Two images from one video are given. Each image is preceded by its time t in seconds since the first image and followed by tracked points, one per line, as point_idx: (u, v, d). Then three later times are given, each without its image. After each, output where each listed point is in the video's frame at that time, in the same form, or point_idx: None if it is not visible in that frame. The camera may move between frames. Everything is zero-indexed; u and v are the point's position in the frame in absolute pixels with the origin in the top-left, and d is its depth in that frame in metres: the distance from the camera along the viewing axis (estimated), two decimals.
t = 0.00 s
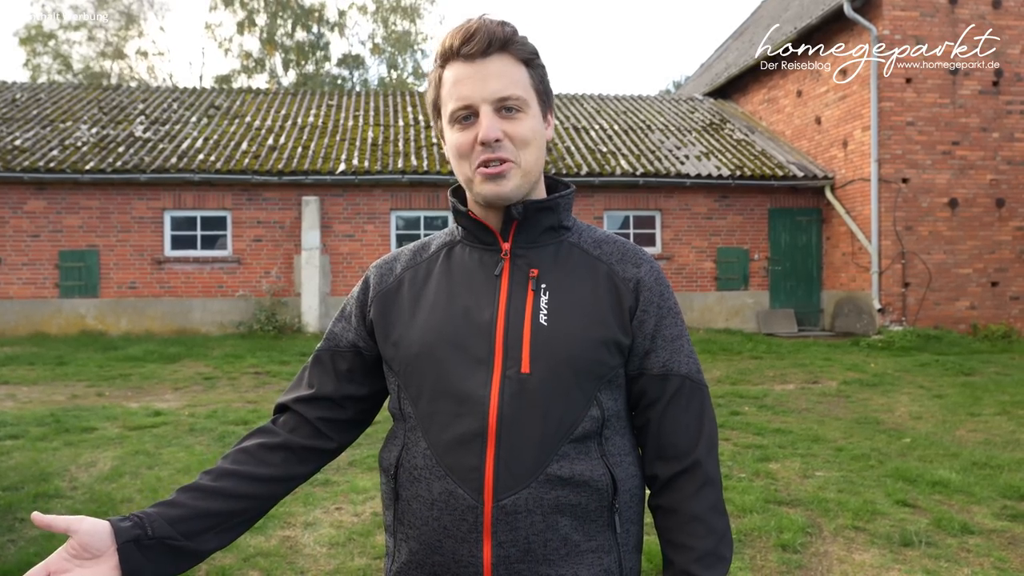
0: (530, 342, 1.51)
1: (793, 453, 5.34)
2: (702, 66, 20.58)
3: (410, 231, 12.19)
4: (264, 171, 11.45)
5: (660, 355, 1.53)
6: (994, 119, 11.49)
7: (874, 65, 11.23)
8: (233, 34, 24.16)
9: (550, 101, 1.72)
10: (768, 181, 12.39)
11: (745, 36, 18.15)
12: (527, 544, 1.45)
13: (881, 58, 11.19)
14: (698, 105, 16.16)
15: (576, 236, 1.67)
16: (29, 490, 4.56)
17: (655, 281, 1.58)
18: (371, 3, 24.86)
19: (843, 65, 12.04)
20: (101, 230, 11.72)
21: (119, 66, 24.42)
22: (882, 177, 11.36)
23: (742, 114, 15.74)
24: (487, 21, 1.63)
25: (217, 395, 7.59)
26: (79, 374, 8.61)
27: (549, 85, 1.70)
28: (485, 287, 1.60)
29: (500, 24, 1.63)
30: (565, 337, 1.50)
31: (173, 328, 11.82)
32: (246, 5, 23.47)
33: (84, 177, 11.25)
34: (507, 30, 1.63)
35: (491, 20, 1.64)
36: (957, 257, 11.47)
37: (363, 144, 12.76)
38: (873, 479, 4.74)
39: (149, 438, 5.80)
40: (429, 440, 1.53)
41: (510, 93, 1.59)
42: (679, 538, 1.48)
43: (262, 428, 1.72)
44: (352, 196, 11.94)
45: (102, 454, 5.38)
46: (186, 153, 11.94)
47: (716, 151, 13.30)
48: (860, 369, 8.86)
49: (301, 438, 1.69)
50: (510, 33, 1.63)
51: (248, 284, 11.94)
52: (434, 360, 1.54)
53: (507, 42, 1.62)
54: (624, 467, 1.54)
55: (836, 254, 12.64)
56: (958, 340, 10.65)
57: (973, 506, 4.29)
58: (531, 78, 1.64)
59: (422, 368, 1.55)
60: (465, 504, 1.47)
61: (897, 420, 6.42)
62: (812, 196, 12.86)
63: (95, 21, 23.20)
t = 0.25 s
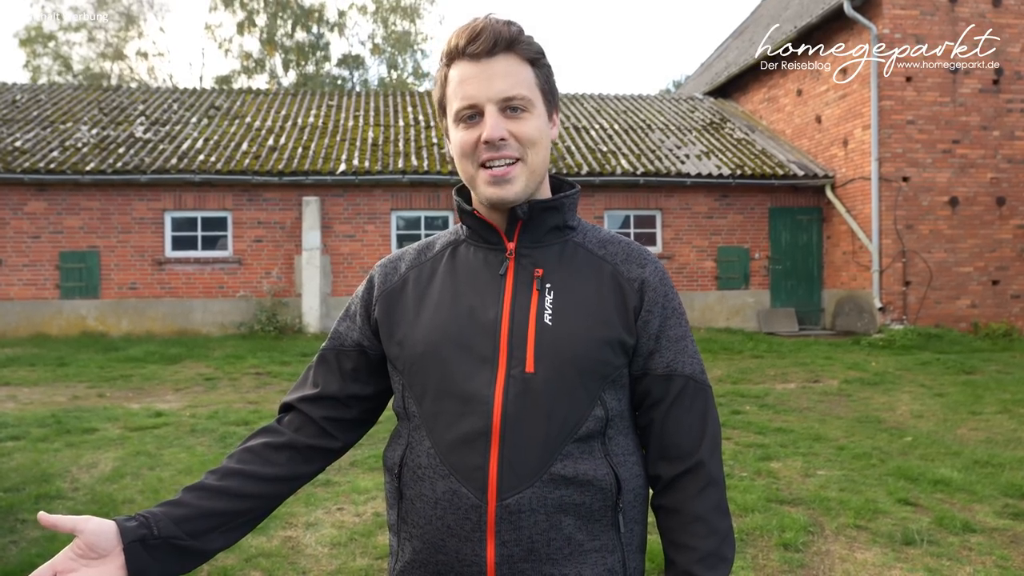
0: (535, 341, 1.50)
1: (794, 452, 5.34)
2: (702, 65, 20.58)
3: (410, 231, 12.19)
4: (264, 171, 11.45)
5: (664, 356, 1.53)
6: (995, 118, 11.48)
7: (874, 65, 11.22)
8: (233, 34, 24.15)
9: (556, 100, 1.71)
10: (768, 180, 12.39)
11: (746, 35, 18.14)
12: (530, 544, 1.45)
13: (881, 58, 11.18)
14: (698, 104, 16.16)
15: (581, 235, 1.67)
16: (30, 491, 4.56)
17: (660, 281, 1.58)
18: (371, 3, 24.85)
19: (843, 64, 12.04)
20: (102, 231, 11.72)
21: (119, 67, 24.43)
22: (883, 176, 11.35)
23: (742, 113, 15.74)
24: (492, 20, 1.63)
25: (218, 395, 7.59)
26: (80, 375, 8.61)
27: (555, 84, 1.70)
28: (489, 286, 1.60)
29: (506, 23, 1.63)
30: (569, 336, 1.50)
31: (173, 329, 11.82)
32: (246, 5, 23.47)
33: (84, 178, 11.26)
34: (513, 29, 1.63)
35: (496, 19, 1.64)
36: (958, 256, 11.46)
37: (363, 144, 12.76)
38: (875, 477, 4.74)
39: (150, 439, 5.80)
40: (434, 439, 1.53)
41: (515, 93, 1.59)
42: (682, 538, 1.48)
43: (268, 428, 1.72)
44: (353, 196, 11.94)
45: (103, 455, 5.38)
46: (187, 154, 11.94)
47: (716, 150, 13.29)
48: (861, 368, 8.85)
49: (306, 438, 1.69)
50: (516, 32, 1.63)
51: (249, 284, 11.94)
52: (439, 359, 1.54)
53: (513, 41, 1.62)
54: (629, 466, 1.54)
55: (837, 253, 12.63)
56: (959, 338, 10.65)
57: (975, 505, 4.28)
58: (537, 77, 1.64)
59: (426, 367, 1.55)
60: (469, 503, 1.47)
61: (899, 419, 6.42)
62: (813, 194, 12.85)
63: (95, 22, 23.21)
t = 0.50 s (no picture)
0: (539, 341, 1.50)
1: (796, 451, 5.33)
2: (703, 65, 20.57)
3: (411, 231, 12.20)
4: (265, 172, 11.45)
5: (668, 355, 1.53)
6: (996, 116, 11.47)
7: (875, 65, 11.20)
8: (234, 35, 24.16)
9: (564, 99, 1.71)
10: (769, 179, 12.38)
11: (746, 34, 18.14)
12: (534, 544, 1.45)
13: (881, 58, 11.16)
14: (699, 104, 16.16)
15: (584, 236, 1.67)
16: (32, 492, 4.57)
17: (664, 281, 1.58)
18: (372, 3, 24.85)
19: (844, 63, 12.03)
20: (103, 232, 11.73)
21: (120, 68, 24.46)
22: (884, 175, 11.34)
23: (743, 113, 15.73)
24: (503, 16, 1.64)
25: (220, 396, 7.59)
26: (81, 376, 8.62)
27: (564, 84, 1.70)
28: (493, 285, 1.59)
29: (517, 19, 1.64)
30: (574, 336, 1.49)
31: (175, 329, 11.83)
32: (247, 6, 23.47)
33: (85, 178, 11.26)
34: (523, 27, 1.64)
35: (507, 16, 1.65)
36: (960, 255, 11.45)
37: (364, 144, 12.76)
38: (877, 477, 4.73)
39: (151, 440, 5.80)
40: (438, 439, 1.52)
41: (522, 86, 1.59)
42: (685, 538, 1.48)
43: (272, 428, 1.72)
44: (354, 196, 11.94)
45: (104, 455, 5.38)
46: (188, 155, 11.94)
47: (717, 150, 13.29)
48: (863, 367, 8.84)
49: (311, 438, 1.69)
50: (526, 30, 1.64)
51: (250, 285, 11.94)
52: (443, 359, 1.54)
53: (523, 37, 1.62)
54: (633, 467, 1.53)
55: (838, 252, 12.61)
56: (961, 338, 10.63)
57: (977, 504, 4.27)
58: (545, 75, 1.64)
59: (430, 367, 1.55)
60: (472, 503, 1.47)
61: (901, 418, 6.41)
62: (814, 194, 12.83)
63: (96, 23, 23.22)
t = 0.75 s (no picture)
0: (542, 341, 1.50)
1: (798, 451, 5.33)
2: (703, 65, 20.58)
3: (412, 231, 12.19)
4: (266, 172, 11.46)
5: (671, 355, 1.53)
6: (998, 115, 11.45)
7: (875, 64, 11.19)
8: (234, 35, 24.17)
9: (566, 108, 1.71)
10: (770, 179, 12.38)
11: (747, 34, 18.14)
12: (538, 542, 1.44)
13: (881, 58, 11.15)
14: (700, 103, 16.15)
15: (587, 236, 1.66)
16: (34, 492, 4.57)
17: (667, 281, 1.57)
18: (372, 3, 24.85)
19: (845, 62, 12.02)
20: (104, 232, 11.73)
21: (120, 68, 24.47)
22: (885, 174, 11.32)
23: (744, 112, 15.72)
24: (506, 26, 1.62)
25: (221, 396, 7.59)
26: (82, 376, 8.62)
27: (566, 92, 1.69)
28: (496, 285, 1.59)
29: (519, 29, 1.62)
30: (576, 335, 1.49)
31: (176, 329, 11.83)
32: (247, 6, 23.48)
33: (86, 179, 11.27)
34: (526, 37, 1.62)
35: (510, 25, 1.63)
36: (961, 254, 11.43)
37: (365, 144, 12.76)
38: (879, 477, 4.72)
39: (152, 440, 5.80)
40: (441, 438, 1.52)
41: (524, 100, 1.58)
42: (689, 537, 1.47)
43: (277, 429, 1.72)
44: (354, 196, 11.94)
45: (106, 456, 5.38)
46: (188, 155, 11.94)
47: (718, 149, 13.28)
48: (864, 367, 8.83)
49: (315, 439, 1.69)
50: (529, 39, 1.62)
51: (251, 285, 11.94)
52: (446, 359, 1.54)
53: (525, 48, 1.61)
54: (637, 466, 1.53)
55: (839, 251, 12.60)
56: (962, 337, 10.62)
57: (979, 504, 4.27)
58: (548, 85, 1.63)
59: (433, 367, 1.55)
60: (476, 501, 1.46)
61: (902, 418, 6.41)
62: (815, 193, 12.82)
63: (96, 23, 23.22)
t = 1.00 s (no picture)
0: (546, 342, 1.50)
1: (799, 451, 5.33)
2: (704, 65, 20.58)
3: (412, 231, 12.19)
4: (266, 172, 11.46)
5: (675, 356, 1.53)
6: (999, 116, 11.44)
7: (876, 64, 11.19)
8: (235, 35, 24.18)
9: (571, 105, 1.70)
10: (771, 179, 12.38)
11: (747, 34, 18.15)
12: (543, 543, 1.44)
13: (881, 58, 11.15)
14: (700, 103, 16.15)
15: (591, 237, 1.66)
16: (35, 492, 4.57)
17: (670, 282, 1.57)
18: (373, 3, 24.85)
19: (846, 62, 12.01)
20: (105, 232, 11.74)
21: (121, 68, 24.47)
22: (886, 174, 11.32)
23: (744, 112, 15.72)
24: (511, 23, 1.62)
25: (221, 396, 7.59)
26: (83, 376, 8.62)
27: (571, 90, 1.69)
28: (500, 287, 1.59)
29: (524, 26, 1.62)
30: (580, 336, 1.49)
31: (176, 330, 11.84)
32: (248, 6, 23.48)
33: (87, 179, 11.27)
34: (530, 34, 1.62)
35: (515, 23, 1.63)
36: (962, 254, 11.43)
37: (366, 145, 12.77)
38: (880, 477, 4.72)
39: (153, 440, 5.80)
40: (445, 440, 1.52)
41: (528, 97, 1.58)
42: (693, 538, 1.47)
43: (281, 432, 1.72)
44: (355, 196, 11.94)
45: (106, 456, 5.38)
46: (189, 155, 11.94)
47: (719, 149, 13.28)
48: (865, 367, 8.82)
49: (320, 441, 1.69)
50: (533, 37, 1.62)
51: (252, 285, 11.95)
52: (450, 360, 1.53)
53: (530, 45, 1.61)
54: (641, 466, 1.53)
55: (840, 252, 12.60)
56: (963, 337, 10.62)
57: (980, 504, 4.27)
58: (552, 82, 1.63)
59: (437, 368, 1.54)
60: (480, 503, 1.46)
61: (903, 418, 6.40)
62: (816, 193, 12.81)
63: (97, 24, 23.23)
